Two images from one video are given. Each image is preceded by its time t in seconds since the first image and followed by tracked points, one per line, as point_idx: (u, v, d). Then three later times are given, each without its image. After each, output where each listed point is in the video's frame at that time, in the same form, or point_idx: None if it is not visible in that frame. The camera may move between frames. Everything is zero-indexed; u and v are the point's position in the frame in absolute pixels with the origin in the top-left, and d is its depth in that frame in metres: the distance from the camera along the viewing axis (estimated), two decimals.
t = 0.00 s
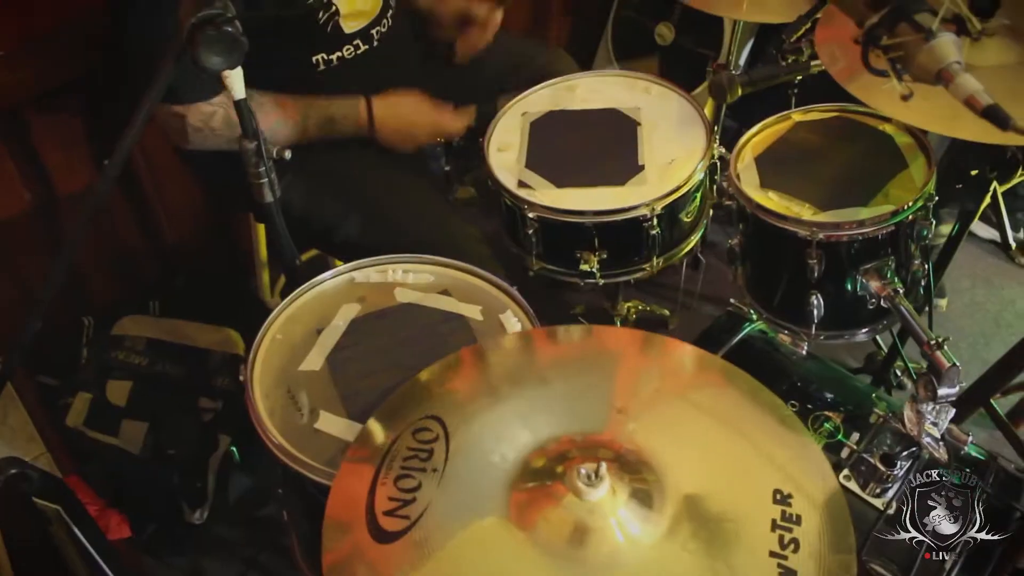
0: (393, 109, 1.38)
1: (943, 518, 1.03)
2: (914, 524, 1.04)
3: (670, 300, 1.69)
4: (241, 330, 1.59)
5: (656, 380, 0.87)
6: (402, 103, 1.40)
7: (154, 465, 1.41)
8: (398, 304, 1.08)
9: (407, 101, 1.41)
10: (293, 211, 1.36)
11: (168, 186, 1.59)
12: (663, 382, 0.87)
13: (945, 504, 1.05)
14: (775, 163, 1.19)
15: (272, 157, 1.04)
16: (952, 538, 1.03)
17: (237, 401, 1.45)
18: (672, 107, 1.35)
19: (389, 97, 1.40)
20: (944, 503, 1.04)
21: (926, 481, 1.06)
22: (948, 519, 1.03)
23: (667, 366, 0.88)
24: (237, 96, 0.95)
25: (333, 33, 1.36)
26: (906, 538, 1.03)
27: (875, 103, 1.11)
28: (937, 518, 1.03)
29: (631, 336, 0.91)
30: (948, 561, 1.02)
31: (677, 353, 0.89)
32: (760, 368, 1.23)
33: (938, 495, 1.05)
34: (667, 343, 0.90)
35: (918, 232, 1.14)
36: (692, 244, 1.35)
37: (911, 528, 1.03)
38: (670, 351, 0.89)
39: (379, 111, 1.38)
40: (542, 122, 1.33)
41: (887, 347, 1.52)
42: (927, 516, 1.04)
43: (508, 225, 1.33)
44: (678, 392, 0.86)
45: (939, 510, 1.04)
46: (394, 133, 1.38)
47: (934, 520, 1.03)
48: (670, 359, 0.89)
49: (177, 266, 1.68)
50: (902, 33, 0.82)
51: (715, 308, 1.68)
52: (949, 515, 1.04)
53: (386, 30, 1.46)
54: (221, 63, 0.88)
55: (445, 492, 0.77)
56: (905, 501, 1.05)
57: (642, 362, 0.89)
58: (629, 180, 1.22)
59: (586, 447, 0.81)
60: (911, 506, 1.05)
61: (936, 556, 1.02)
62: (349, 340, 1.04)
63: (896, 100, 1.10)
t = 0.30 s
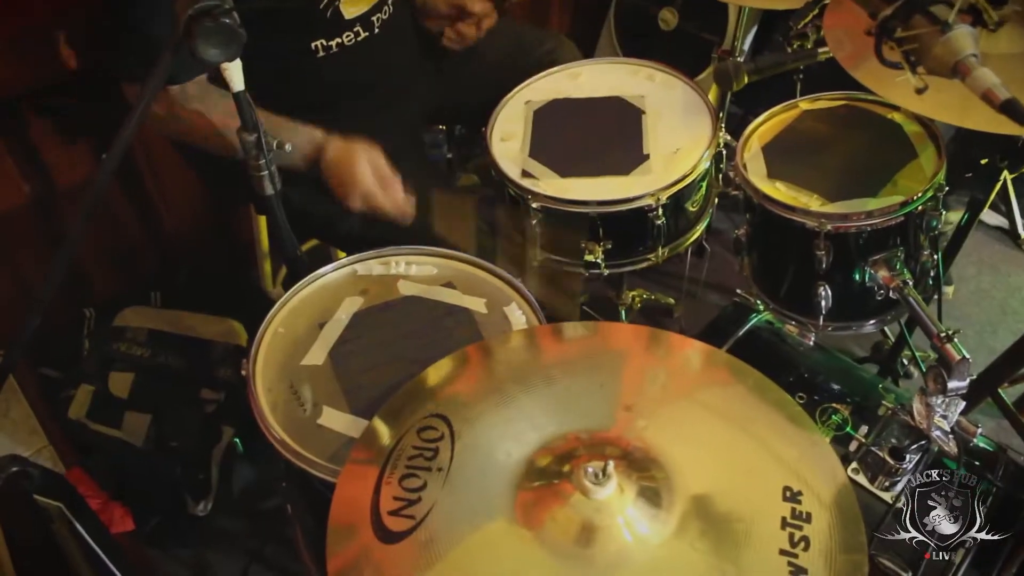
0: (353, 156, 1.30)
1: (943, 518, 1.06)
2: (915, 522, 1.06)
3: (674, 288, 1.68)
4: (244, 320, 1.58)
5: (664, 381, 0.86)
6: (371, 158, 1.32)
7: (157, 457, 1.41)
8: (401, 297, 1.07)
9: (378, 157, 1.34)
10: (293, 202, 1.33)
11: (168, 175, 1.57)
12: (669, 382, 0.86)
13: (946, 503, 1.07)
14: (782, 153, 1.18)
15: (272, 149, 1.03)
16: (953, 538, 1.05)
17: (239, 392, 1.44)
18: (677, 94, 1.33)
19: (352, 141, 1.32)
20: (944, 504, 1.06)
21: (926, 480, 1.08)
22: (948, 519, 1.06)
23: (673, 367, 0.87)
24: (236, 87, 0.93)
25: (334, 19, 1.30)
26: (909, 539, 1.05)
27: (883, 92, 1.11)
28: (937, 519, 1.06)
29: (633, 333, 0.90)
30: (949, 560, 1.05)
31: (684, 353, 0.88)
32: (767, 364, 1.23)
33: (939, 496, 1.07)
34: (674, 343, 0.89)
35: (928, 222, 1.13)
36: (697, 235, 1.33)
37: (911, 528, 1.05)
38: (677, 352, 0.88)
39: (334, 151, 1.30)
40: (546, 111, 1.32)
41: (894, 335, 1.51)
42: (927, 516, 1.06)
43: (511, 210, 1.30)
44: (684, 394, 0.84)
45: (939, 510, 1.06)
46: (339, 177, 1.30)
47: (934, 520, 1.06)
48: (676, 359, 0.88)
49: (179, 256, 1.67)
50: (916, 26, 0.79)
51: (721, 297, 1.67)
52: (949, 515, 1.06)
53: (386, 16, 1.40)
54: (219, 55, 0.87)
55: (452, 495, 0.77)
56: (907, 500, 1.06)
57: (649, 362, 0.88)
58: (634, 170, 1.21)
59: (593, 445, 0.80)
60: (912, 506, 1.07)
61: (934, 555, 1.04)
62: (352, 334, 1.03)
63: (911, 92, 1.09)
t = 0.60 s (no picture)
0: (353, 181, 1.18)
1: (943, 518, 1.04)
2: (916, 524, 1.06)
3: (684, 296, 1.67)
4: (251, 327, 1.57)
5: (672, 396, 0.83)
6: (371, 181, 1.19)
7: (164, 466, 1.40)
8: (407, 307, 1.06)
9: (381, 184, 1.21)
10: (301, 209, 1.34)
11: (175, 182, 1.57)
12: (680, 397, 0.83)
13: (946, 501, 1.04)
14: (793, 160, 1.16)
15: (278, 158, 1.02)
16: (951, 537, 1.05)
17: (246, 401, 1.43)
18: (687, 100, 1.32)
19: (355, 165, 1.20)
20: (944, 504, 1.04)
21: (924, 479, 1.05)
22: (948, 519, 1.04)
23: (683, 379, 0.85)
24: (240, 96, 0.93)
25: (338, 32, 1.29)
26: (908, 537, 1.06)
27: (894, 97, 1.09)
28: (937, 519, 1.05)
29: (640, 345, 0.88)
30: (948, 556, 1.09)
31: (695, 362, 0.86)
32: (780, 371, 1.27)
33: (939, 495, 1.04)
34: (684, 354, 0.87)
35: (941, 230, 1.11)
36: (707, 244, 1.32)
37: (910, 528, 1.05)
38: (687, 362, 0.85)
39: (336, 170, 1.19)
40: (555, 117, 1.30)
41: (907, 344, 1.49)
42: (927, 517, 1.05)
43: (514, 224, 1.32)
44: (692, 408, 0.82)
45: (939, 510, 1.04)
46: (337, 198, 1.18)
47: (934, 520, 1.05)
48: (688, 370, 0.85)
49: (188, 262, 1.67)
50: (930, 34, 0.78)
51: (731, 304, 1.65)
52: (949, 514, 1.04)
53: (393, 29, 1.38)
54: (222, 64, 0.86)
55: (457, 510, 0.75)
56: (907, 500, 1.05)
57: (659, 374, 0.85)
58: (643, 177, 1.19)
59: (602, 460, 0.79)
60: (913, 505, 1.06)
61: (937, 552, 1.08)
62: (358, 345, 1.02)
63: (923, 102, 1.08)
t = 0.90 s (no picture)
0: (364, 212, 1.16)
1: (943, 517, 1.05)
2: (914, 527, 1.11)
3: (696, 332, 1.66)
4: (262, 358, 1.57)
5: (682, 430, 0.83)
6: (382, 214, 1.17)
7: (172, 497, 1.39)
8: (416, 345, 1.06)
9: (393, 213, 1.19)
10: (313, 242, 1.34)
11: (189, 213, 1.57)
12: (688, 429, 0.83)
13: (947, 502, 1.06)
14: (805, 202, 1.16)
15: (290, 195, 1.03)
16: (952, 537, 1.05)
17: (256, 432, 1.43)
18: (700, 139, 1.32)
19: (365, 198, 1.18)
20: (943, 504, 1.06)
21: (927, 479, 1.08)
22: (948, 519, 1.05)
23: (691, 414, 0.84)
24: (254, 134, 0.93)
25: (350, 66, 1.30)
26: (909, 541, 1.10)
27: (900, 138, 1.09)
28: (937, 519, 1.06)
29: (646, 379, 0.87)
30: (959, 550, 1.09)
31: (703, 396, 0.85)
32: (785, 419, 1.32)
33: (938, 495, 1.06)
34: (692, 389, 0.86)
35: (954, 274, 1.10)
36: (720, 279, 1.32)
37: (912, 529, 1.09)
38: (696, 397, 0.85)
39: (345, 203, 1.18)
40: (567, 154, 1.30)
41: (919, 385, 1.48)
42: (928, 516, 1.07)
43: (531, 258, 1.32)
44: (702, 440, 0.82)
45: (939, 510, 1.06)
46: (353, 234, 1.17)
47: (934, 520, 1.06)
48: (696, 405, 0.85)
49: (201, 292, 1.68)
50: (939, 85, 0.77)
51: (742, 341, 1.65)
52: (949, 514, 1.05)
53: (402, 60, 1.40)
54: (235, 103, 0.87)
55: (461, 552, 0.74)
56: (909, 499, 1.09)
57: (667, 408, 0.85)
58: (654, 216, 1.19)
59: (608, 505, 0.78)
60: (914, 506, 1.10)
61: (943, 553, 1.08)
62: (366, 383, 1.02)
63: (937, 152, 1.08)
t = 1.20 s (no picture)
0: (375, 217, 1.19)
1: (943, 517, 0.99)
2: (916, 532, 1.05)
3: (708, 364, 1.66)
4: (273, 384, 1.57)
5: (692, 466, 0.80)
6: (391, 220, 1.19)
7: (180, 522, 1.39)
8: (426, 377, 1.05)
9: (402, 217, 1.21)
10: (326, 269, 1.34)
11: (203, 238, 1.58)
12: (699, 466, 0.80)
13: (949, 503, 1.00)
14: (817, 236, 1.16)
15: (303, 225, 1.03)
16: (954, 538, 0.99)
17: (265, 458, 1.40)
18: (713, 172, 1.32)
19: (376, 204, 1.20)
20: (944, 504, 1.00)
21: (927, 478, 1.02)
22: (948, 519, 0.99)
23: (702, 450, 0.81)
24: (268, 165, 0.94)
25: (367, 92, 1.28)
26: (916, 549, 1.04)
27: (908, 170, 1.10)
28: (937, 519, 1.00)
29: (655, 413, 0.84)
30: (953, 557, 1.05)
31: (714, 432, 0.83)
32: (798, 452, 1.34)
33: (938, 495, 1.00)
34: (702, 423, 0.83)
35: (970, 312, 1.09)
36: (734, 312, 1.31)
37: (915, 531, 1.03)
38: (706, 432, 0.82)
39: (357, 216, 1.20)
40: (580, 186, 1.30)
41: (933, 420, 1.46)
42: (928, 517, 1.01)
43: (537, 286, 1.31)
44: (714, 478, 0.79)
45: (939, 510, 1.00)
46: (365, 242, 1.18)
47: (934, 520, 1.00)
48: (708, 440, 0.82)
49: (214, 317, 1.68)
50: (955, 128, 0.77)
51: (755, 373, 1.64)
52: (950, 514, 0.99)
53: (419, 87, 1.36)
54: (250, 136, 0.88)
55: None
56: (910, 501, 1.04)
57: (678, 442, 0.82)
58: (667, 250, 1.19)
59: (620, 537, 0.76)
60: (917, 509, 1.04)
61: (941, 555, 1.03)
62: (377, 414, 1.01)
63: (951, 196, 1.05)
